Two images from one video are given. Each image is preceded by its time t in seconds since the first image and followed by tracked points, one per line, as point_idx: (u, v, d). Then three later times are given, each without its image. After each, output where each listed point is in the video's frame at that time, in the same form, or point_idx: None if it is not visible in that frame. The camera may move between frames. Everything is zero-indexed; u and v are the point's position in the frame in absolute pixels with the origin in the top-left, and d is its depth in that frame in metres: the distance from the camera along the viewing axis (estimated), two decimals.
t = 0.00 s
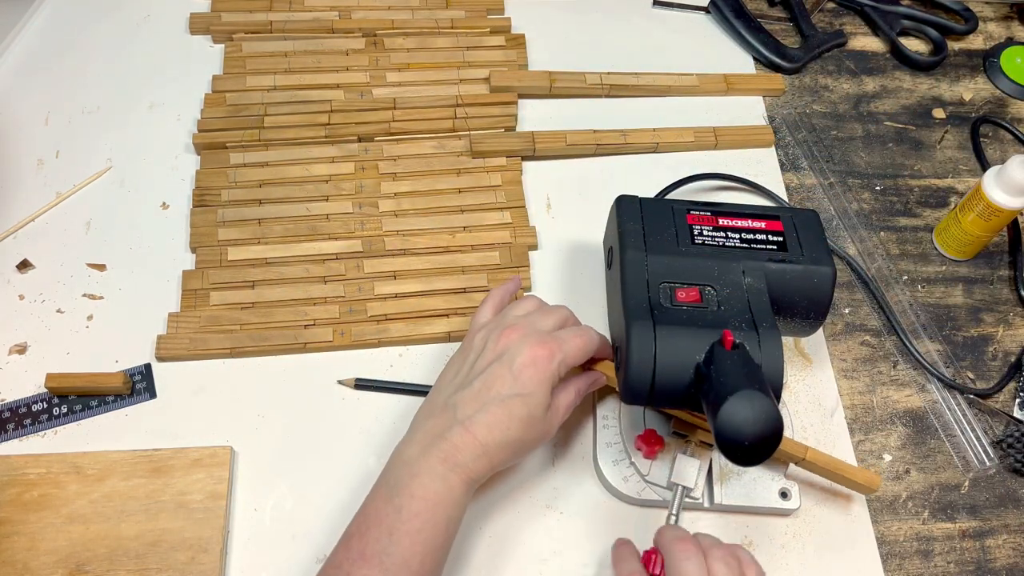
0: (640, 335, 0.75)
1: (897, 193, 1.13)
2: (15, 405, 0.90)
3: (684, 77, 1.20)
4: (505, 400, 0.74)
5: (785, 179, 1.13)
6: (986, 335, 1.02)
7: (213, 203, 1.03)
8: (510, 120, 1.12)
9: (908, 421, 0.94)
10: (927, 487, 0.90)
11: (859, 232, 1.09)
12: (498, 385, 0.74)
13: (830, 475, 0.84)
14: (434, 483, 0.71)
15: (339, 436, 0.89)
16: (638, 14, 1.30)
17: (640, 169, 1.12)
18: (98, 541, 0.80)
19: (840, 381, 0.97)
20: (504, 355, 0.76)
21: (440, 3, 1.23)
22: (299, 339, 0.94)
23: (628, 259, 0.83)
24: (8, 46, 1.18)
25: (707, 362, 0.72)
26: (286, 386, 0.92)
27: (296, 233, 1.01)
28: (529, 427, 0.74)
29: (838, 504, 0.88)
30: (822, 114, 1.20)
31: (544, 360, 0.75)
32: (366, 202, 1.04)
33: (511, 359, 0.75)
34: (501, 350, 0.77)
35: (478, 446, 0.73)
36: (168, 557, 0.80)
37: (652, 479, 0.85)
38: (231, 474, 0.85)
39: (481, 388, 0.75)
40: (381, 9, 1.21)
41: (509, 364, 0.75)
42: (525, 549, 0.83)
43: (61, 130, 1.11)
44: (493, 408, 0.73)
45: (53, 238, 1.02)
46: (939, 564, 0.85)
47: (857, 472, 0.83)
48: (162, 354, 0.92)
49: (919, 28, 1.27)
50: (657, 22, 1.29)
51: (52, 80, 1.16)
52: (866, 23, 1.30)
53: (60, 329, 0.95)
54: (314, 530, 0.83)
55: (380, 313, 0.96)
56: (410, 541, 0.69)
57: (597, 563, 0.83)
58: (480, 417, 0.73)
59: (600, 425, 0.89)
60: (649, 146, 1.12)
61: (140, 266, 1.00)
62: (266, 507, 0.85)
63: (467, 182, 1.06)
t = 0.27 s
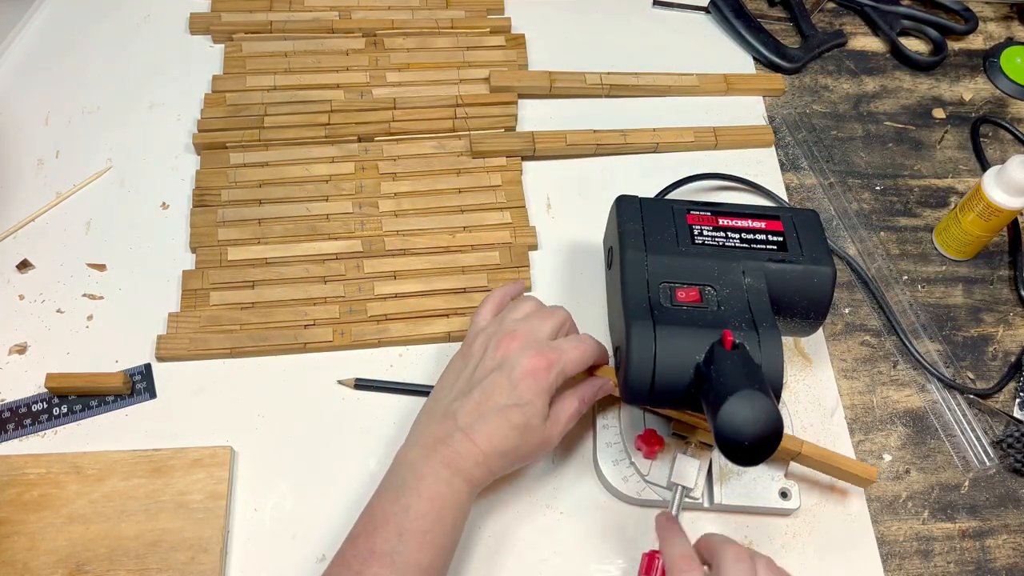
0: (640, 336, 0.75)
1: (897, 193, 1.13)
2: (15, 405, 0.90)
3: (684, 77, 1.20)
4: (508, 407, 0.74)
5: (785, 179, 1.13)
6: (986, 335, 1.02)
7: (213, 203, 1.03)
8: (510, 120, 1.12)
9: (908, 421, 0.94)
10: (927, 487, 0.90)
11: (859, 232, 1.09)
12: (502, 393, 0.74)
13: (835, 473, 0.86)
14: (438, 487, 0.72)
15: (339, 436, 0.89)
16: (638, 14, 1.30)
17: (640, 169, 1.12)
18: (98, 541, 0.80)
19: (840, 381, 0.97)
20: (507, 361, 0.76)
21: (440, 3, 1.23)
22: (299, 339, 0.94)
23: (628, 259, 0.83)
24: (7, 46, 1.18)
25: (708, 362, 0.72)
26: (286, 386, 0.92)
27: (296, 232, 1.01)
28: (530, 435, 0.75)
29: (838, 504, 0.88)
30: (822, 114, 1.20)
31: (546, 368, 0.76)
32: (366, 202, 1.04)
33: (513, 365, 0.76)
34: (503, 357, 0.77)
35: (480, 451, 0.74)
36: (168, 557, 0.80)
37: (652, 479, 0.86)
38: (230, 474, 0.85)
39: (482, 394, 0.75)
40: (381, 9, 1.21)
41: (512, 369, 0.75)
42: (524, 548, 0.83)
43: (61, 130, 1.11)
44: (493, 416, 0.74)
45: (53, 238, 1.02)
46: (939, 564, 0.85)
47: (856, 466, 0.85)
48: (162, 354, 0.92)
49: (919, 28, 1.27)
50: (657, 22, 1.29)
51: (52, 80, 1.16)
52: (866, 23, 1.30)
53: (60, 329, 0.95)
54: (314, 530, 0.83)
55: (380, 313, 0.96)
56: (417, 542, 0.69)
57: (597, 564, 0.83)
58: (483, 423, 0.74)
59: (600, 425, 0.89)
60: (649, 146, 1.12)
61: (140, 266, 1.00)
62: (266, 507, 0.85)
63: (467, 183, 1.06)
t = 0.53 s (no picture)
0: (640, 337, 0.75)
1: (897, 192, 1.13)
2: (15, 405, 0.90)
3: (684, 76, 1.20)
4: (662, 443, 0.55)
5: (785, 179, 1.13)
6: (986, 335, 1.02)
7: (213, 203, 1.03)
8: (510, 120, 1.12)
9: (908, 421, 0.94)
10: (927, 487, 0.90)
11: (859, 232, 1.09)
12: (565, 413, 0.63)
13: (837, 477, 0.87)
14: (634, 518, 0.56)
15: (339, 436, 0.89)
16: (638, 14, 1.30)
17: (640, 169, 1.12)
18: (98, 541, 0.80)
19: (840, 381, 0.97)
20: (689, 365, 0.58)
21: (440, 3, 1.23)
22: (299, 339, 0.94)
23: (628, 259, 0.83)
24: (7, 46, 1.18)
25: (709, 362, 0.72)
26: (285, 386, 0.92)
27: (296, 232, 1.01)
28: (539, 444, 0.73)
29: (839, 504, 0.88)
30: (822, 114, 1.20)
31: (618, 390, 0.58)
32: (366, 202, 1.04)
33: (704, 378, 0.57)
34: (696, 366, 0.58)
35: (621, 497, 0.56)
36: (168, 557, 0.80)
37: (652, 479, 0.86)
38: (230, 474, 0.86)
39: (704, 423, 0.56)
40: (381, 9, 1.21)
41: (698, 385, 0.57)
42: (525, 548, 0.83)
43: (61, 130, 1.11)
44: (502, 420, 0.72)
45: (53, 238, 1.02)
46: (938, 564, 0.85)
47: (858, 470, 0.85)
48: (162, 354, 0.92)
49: (919, 28, 1.27)
50: (657, 22, 1.29)
51: (53, 80, 1.16)
52: (866, 23, 1.30)
53: (60, 329, 0.95)
54: (315, 530, 0.84)
55: (380, 313, 0.96)
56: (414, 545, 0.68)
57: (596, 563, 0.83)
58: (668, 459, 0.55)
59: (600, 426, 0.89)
60: (649, 146, 1.12)
61: (140, 265, 1.00)
62: (266, 507, 0.85)
63: (467, 183, 1.06)
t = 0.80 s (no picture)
0: (640, 336, 0.75)
1: (897, 192, 1.13)
2: (15, 405, 0.90)
3: (684, 77, 1.20)
4: (659, 552, 0.71)
5: (785, 179, 1.13)
6: (986, 335, 1.02)
7: (213, 203, 1.03)
8: (510, 120, 1.12)
9: (908, 421, 0.94)
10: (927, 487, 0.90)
11: (859, 232, 1.09)
12: (568, 500, 0.77)
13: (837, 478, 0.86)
14: None
15: (339, 436, 0.89)
16: (638, 14, 1.30)
17: (640, 169, 1.12)
18: (98, 541, 0.80)
19: (840, 381, 0.96)
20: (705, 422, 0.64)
21: (440, 3, 1.23)
22: (299, 339, 0.94)
23: (628, 259, 0.83)
24: (7, 46, 1.18)
25: (708, 362, 0.72)
26: (285, 386, 0.92)
27: (296, 232, 1.01)
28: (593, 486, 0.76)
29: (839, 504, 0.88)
30: (822, 114, 1.20)
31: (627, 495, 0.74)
32: (366, 202, 1.04)
33: (688, 493, 0.76)
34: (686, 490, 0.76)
35: None
36: (168, 557, 0.80)
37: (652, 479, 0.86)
38: (230, 474, 0.86)
39: (682, 497, 0.75)
40: (381, 9, 1.21)
41: (686, 499, 0.75)
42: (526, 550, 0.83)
43: (61, 131, 1.11)
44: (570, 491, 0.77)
45: (53, 238, 1.02)
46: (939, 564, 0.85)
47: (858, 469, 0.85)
48: (162, 354, 0.92)
49: (919, 28, 1.27)
50: (657, 22, 1.29)
51: (52, 80, 1.16)
52: (866, 23, 1.30)
53: (60, 329, 0.95)
54: (315, 530, 0.84)
55: (379, 313, 0.96)
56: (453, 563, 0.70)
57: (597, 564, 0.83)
58: (663, 559, 0.71)
59: (600, 426, 0.89)
60: (649, 146, 1.12)
61: (140, 265, 1.00)
62: (266, 507, 0.85)
63: (467, 183, 1.06)
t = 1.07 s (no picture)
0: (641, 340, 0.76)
1: (897, 192, 1.13)
2: (15, 405, 0.90)
3: (684, 76, 1.20)
4: (736, 500, 0.60)
5: (785, 179, 1.13)
6: (986, 335, 1.02)
7: (213, 203, 1.03)
8: (510, 120, 1.12)
9: (908, 421, 0.94)
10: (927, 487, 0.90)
11: (859, 232, 1.09)
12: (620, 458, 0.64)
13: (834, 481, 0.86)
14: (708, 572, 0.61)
15: (339, 437, 0.89)
16: (638, 14, 1.30)
17: (640, 169, 1.12)
18: (98, 541, 0.80)
19: (840, 381, 0.97)
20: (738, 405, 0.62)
21: (440, 3, 1.23)
22: (299, 339, 0.94)
23: (629, 262, 0.83)
24: (7, 46, 1.18)
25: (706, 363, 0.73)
26: (285, 386, 0.92)
27: (296, 232, 1.01)
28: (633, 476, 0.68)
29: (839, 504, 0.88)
30: (822, 114, 1.20)
31: (688, 452, 0.60)
32: (366, 202, 1.04)
33: (756, 417, 0.62)
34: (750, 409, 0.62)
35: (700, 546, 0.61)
36: (168, 558, 0.80)
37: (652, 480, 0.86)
38: (230, 474, 0.85)
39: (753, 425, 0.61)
40: (381, 9, 1.21)
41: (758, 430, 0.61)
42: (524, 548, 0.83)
43: (61, 130, 1.11)
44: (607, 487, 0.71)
45: (53, 238, 1.02)
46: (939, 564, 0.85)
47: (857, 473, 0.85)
48: (162, 354, 0.92)
49: (919, 28, 1.27)
50: (657, 22, 1.29)
51: (52, 80, 1.16)
52: (866, 23, 1.30)
53: (60, 329, 0.95)
54: (315, 530, 0.83)
55: (380, 313, 0.96)
56: None
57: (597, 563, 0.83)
58: (741, 510, 0.60)
59: (600, 426, 0.90)
60: (649, 146, 1.12)
61: (140, 265, 1.00)
62: (266, 507, 0.85)
63: (467, 183, 1.06)
